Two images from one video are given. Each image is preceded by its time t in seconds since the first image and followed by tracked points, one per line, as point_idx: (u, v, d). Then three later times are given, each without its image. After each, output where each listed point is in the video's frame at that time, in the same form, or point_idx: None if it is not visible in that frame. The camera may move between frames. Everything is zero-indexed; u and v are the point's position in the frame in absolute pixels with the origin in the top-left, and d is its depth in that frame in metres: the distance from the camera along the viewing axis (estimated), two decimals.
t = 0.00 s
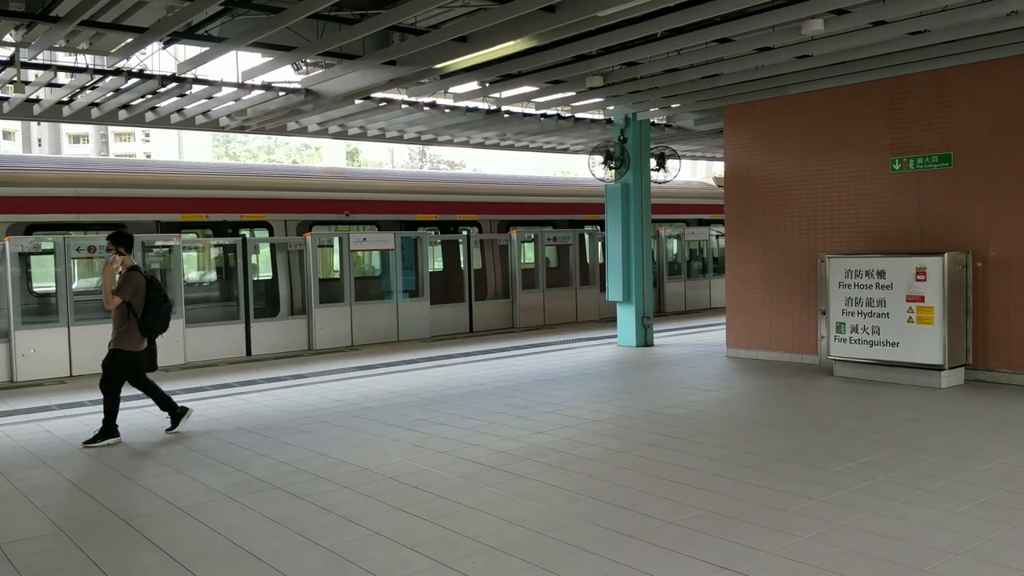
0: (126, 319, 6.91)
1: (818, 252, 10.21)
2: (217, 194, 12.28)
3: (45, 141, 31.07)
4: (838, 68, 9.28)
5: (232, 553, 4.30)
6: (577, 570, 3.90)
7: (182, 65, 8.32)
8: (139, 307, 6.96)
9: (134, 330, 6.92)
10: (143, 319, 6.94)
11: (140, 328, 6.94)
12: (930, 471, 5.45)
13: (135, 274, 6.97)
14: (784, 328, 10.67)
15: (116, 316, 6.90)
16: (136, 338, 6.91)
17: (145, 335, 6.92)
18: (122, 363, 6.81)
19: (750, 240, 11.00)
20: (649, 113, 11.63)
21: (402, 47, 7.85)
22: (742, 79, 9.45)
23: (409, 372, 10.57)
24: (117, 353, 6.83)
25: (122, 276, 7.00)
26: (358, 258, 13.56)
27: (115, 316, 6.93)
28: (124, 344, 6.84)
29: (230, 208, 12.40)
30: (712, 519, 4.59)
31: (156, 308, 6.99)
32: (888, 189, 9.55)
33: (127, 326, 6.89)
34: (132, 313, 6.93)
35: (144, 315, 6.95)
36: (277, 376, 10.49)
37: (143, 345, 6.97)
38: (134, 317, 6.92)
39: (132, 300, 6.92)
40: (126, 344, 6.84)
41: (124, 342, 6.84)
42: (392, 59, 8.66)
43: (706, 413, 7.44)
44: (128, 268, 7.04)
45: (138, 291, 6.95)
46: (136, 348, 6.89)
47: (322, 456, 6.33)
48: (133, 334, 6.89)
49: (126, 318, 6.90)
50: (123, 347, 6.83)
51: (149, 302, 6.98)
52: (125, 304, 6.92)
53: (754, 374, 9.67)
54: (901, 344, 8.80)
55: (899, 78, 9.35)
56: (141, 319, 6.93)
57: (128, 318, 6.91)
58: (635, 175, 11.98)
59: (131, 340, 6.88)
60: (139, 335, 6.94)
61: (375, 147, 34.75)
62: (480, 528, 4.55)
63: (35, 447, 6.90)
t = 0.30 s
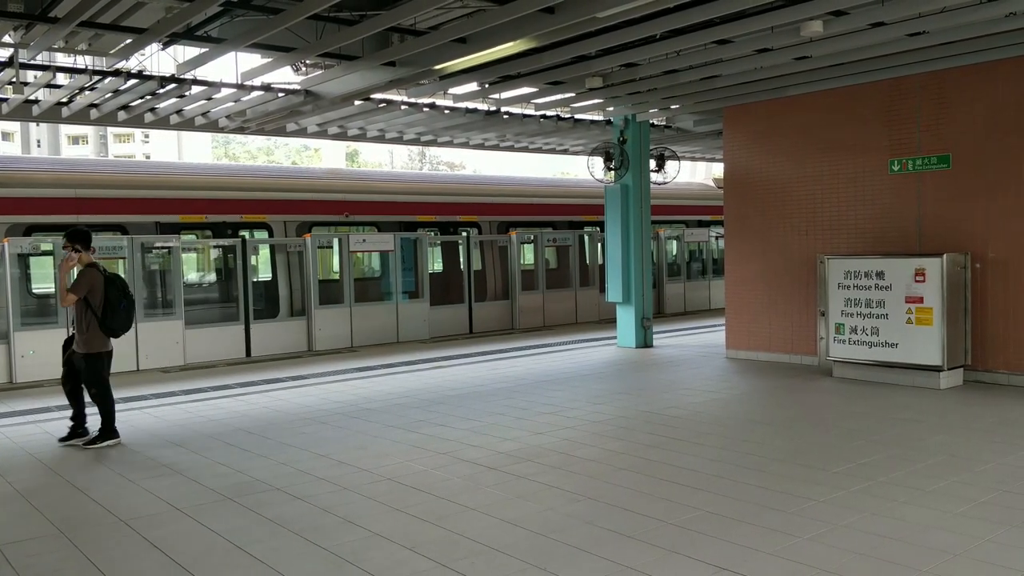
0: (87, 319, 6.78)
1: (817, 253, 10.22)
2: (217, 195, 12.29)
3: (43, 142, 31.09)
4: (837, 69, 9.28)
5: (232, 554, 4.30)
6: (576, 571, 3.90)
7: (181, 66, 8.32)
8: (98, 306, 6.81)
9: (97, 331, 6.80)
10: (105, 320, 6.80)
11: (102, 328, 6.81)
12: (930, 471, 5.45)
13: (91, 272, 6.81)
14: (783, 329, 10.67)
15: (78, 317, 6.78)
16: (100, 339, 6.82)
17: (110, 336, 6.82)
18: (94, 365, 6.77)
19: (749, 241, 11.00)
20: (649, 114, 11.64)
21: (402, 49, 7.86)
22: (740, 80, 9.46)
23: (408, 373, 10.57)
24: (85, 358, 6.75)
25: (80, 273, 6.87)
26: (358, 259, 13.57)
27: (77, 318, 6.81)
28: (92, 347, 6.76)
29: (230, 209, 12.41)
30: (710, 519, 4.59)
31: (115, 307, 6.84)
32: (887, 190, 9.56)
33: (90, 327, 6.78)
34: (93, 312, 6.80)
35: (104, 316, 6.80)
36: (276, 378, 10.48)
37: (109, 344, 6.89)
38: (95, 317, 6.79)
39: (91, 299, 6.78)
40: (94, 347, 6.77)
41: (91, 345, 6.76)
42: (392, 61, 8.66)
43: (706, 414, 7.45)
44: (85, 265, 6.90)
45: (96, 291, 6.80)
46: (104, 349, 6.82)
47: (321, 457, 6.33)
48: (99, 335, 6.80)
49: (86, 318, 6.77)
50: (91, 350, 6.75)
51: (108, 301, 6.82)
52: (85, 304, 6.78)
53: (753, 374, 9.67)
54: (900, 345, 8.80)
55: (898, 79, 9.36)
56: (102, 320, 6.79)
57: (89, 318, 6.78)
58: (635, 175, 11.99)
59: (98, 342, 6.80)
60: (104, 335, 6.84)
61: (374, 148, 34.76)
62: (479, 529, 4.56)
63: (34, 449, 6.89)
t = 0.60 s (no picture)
0: (43, 326, 6.64)
1: (816, 255, 10.22)
2: (217, 197, 12.29)
3: (42, 143, 31.11)
4: (836, 71, 9.29)
5: (232, 556, 4.31)
6: (577, 572, 3.91)
7: (181, 68, 8.32)
8: (54, 313, 6.69)
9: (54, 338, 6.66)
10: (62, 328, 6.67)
11: (58, 335, 6.67)
12: (930, 473, 5.45)
13: (48, 278, 6.69)
14: (783, 330, 10.67)
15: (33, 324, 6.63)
16: (56, 347, 6.66)
17: (67, 344, 6.68)
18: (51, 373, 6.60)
19: (749, 243, 11.01)
20: (648, 116, 11.65)
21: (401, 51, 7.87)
22: (740, 82, 9.47)
23: (409, 375, 10.57)
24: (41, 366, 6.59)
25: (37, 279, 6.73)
26: (358, 261, 13.57)
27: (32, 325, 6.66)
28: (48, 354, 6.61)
29: (230, 211, 12.42)
30: (710, 521, 4.59)
31: (73, 314, 6.72)
32: (886, 192, 9.56)
33: (47, 336, 6.63)
34: (50, 319, 6.66)
35: (61, 323, 6.67)
36: (276, 379, 10.48)
37: (65, 352, 6.74)
38: (52, 324, 6.65)
39: (47, 306, 6.65)
40: (50, 354, 6.62)
41: (47, 352, 6.61)
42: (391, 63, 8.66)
43: (706, 415, 7.45)
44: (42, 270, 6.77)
45: (52, 297, 6.68)
46: (60, 357, 6.67)
47: (322, 459, 6.33)
48: (55, 343, 6.65)
49: (42, 324, 6.63)
50: (47, 357, 6.60)
51: (66, 308, 6.71)
52: (41, 310, 6.64)
53: (753, 376, 9.68)
54: (900, 346, 8.80)
55: (897, 81, 9.37)
56: (59, 327, 6.66)
57: (45, 325, 6.64)
58: (635, 177, 12.00)
59: (54, 350, 6.65)
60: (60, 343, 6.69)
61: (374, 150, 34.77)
62: (479, 531, 4.56)
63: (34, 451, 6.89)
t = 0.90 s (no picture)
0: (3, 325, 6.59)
1: (816, 257, 10.23)
2: (217, 199, 12.29)
3: (40, 144, 31.11)
4: (835, 74, 9.30)
5: (232, 557, 4.31)
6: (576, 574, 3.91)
7: (181, 70, 8.33)
8: (16, 314, 6.65)
9: (12, 339, 6.60)
10: (23, 329, 6.63)
11: (18, 336, 6.62)
12: (930, 474, 5.45)
13: (11, 278, 6.66)
14: (783, 332, 10.66)
15: None
16: (14, 347, 6.60)
17: (26, 344, 6.62)
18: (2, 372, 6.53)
19: (749, 245, 11.01)
20: (648, 118, 11.66)
21: (402, 53, 7.87)
22: (739, 84, 9.48)
23: (409, 377, 10.57)
24: None
25: None
26: (358, 263, 13.57)
27: None
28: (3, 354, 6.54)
29: (230, 213, 12.43)
30: (708, 522, 4.60)
31: (35, 315, 6.68)
32: (886, 194, 9.57)
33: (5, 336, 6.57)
34: (11, 320, 6.61)
35: (23, 323, 6.64)
36: (276, 381, 10.47)
37: (23, 354, 6.66)
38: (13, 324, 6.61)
39: (9, 307, 6.61)
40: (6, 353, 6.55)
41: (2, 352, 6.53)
42: (391, 64, 8.67)
43: (706, 417, 7.45)
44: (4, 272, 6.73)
45: (15, 298, 6.64)
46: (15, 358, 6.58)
47: (321, 461, 6.33)
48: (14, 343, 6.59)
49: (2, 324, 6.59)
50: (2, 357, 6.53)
51: (28, 309, 6.67)
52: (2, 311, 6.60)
53: (753, 378, 9.68)
54: (900, 348, 8.80)
55: (897, 83, 9.37)
56: (21, 327, 6.62)
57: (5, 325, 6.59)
58: (635, 179, 12.01)
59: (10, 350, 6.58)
60: (18, 344, 6.63)
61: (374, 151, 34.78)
62: (479, 533, 4.56)
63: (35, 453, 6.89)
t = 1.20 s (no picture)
0: None
1: (816, 259, 10.23)
2: (217, 201, 12.30)
3: (40, 146, 31.13)
4: (835, 76, 9.31)
5: (232, 560, 4.30)
6: None
7: (181, 72, 8.33)
8: None
9: None
10: None
11: None
12: (930, 476, 5.45)
13: None
14: (783, 334, 10.66)
15: None
16: None
17: None
18: None
19: (749, 247, 11.01)
20: (648, 120, 11.67)
21: (402, 56, 7.88)
22: (739, 86, 9.48)
23: (409, 379, 10.56)
24: None
25: None
26: (358, 265, 13.58)
27: None
28: None
29: (230, 216, 12.43)
30: (709, 524, 4.59)
31: None
32: (886, 196, 9.58)
33: None
34: None
35: None
36: (276, 384, 10.45)
37: None
38: None
39: None
40: None
41: None
42: (391, 67, 8.67)
43: (707, 419, 7.44)
44: None
45: None
46: None
47: (321, 463, 6.32)
48: None
49: None
50: None
51: None
52: None
53: (753, 380, 9.67)
54: (900, 350, 8.81)
55: (897, 85, 9.38)
56: None
57: None
58: (635, 181, 12.02)
59: None
60: None
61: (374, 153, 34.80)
62: (479, 535, 4.55)
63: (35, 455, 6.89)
